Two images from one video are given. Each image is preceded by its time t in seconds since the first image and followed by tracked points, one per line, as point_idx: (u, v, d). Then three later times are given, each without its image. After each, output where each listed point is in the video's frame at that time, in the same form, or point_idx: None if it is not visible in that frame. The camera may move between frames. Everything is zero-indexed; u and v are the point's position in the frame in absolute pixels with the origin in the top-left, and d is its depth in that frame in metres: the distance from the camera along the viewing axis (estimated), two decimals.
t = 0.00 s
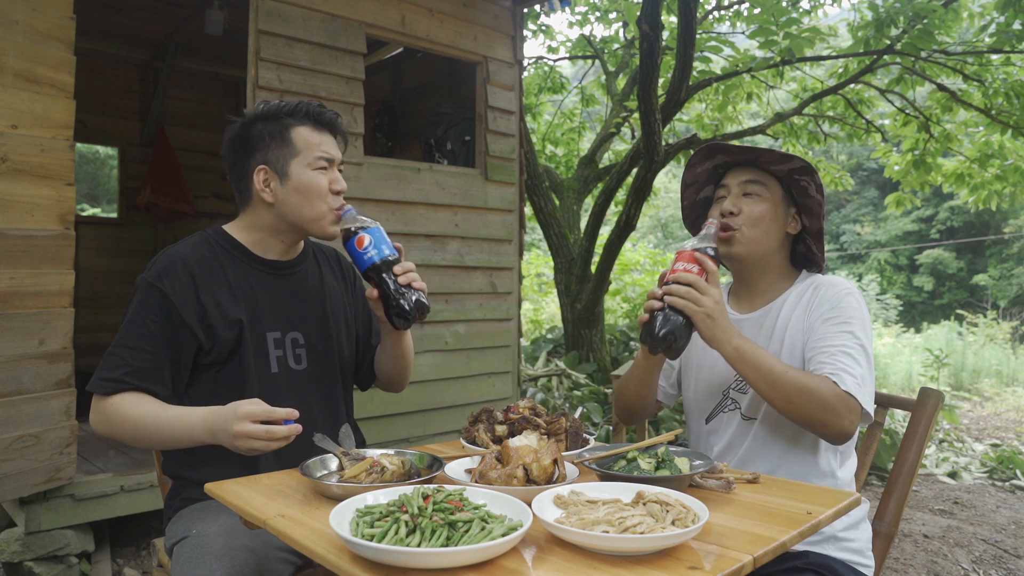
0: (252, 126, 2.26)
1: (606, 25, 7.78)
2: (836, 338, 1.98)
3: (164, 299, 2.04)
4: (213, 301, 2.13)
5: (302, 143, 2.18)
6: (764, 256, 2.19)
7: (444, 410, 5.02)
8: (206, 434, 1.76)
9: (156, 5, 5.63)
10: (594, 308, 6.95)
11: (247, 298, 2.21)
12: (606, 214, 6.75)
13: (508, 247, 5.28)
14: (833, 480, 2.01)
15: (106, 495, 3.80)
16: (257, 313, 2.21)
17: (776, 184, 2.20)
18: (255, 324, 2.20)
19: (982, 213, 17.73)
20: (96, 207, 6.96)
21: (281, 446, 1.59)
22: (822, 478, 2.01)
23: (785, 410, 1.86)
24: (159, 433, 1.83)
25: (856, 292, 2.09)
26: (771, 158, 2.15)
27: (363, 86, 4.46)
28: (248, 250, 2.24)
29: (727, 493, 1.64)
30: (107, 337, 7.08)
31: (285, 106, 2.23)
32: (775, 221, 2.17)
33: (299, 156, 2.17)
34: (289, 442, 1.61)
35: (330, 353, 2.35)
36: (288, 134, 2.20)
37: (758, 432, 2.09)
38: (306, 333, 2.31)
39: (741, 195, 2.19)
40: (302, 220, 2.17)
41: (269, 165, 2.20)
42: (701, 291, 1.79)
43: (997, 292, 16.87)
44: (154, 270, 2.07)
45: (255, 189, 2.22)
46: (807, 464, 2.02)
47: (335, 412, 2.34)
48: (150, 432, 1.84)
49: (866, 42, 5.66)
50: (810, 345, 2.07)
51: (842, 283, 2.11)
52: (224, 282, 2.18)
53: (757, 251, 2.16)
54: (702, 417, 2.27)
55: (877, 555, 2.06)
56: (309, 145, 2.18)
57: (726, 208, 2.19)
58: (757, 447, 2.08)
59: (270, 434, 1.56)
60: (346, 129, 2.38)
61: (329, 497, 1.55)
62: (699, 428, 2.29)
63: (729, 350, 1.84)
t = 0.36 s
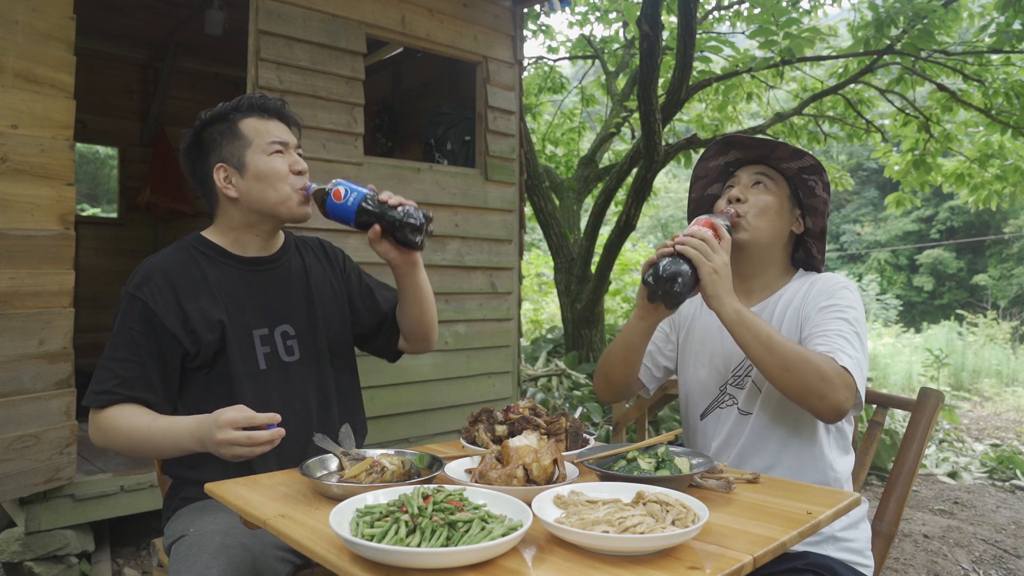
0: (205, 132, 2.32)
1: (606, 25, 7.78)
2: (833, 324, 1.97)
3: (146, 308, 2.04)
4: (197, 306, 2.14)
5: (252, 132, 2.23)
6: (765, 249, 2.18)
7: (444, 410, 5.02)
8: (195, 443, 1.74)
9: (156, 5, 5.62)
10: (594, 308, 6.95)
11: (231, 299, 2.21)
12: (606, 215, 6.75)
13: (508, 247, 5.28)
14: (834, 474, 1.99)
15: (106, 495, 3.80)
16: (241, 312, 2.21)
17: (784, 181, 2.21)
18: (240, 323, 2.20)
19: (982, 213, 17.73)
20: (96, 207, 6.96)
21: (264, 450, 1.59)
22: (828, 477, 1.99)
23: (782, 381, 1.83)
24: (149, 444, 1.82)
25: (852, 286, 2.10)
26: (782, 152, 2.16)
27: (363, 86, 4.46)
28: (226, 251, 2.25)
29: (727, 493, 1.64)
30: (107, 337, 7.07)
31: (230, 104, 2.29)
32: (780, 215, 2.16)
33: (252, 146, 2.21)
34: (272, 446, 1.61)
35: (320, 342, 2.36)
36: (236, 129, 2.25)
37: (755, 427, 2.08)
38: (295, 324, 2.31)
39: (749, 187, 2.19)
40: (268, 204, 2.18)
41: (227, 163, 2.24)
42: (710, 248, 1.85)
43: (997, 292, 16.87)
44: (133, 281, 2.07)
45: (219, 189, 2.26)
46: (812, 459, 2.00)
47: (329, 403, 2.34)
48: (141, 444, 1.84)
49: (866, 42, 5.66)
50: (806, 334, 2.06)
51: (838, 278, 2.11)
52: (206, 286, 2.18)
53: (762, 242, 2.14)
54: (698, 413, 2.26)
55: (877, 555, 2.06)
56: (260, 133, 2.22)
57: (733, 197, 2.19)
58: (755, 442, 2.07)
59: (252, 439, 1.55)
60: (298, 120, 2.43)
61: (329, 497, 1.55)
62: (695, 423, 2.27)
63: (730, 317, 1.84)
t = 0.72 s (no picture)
0: (176, 141, 2.36)
1: (606, 25, 7.78)
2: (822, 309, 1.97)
3: (145, 313, 2.04)
4: (195, 306, 2.13)
5: (222, 128, 2.26)
6: (762, 245, 2.16)
7: (444, 410, 5.02)
8: (201, 447, 1.74)
9: (156, 5, 5.62)
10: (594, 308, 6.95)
11: (229, 297, 2.21)
12: (606, 215, 6.76)
13: (507, 247, 5.28)
14: (835, 467, 1.98)
15: (106, 495, 3.80)
16: (241, 308, 2.22)
17: (784, 182, 2.21)
18: (240, 319, 2.20)
19: (982, 213, 17.72)
20: (96, 207, 6.97)
21: (271, 452, 1.58)
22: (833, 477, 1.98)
23: (765, 346, 1.80)
24: (155, 449, 1.83)
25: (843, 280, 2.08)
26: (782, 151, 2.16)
27: (363, 86, 4.46)
28: (221, 251, 2.25)
29: (727, 493, 1.64)
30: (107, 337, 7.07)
31: (195, 109, 2.32)
32: (779, 212, 2.16)
33: (225, 142, 2.24)
34: (280, 447, 1.61)
35: (321, 332, 2.37)
36: (205, 128, 2.28)
37: (750, 423, 2.08)
38: (295, 317, 2.32)
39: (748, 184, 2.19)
40: (253, 193, 2.20)
41: (205, 164, 2.26)
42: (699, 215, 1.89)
43: (997, 292, 16.87)
44: (130, 287, 2.07)
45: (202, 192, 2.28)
46: (813, 455, 1.99)
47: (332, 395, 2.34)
48: (147, 450, 1.84)
49: (867, 42, 5.66)
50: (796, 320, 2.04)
51: (831, 273, 2.10)
52: (205, 287, 2.18)
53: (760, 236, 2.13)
54: (691, 410, 2.26)
55: (877, 555, 2.06)
56: (229, 127, 2.26)
57: (731, 194, 2.18)
58: (750, 439, 2.07)
59: (257, 441, 1.55)
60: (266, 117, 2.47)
61: (329, 497, 1.55)
62: (688, 421, 2.26)
63: (715, 279, 1.83)
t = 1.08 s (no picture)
0: (165, 147, 2.36)
1: (606, 25, 7.78)
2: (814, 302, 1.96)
3: (145, 313, 2.04)
4: (193, 305, 2.13)
5: (207, 128, 2.26)
6: (761, 242, 2.16)
7: (444, 411, 5.02)
8: (200, 446, 1.74)
9: (156, 5, 5.62)
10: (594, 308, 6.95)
11: (226, 295, 2.21)
12: (606, 214, 6.75)
13: (508, 247, 5.28)
14: (832, 465, 1.98)
15: (106, 495, 3.79)
16: (239, 306, 2.22)
17: (786, 182, 2.21)
18: (240, 317, 2.20)
19: (982, 213, 17.72)
20: (96, 207, 6.97)
21: (271, 450, 1.58)
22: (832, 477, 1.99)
23: (752, 327, 1.79)
24: (154, 449, 1.83)
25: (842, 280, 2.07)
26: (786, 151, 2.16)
27: (363, 86, 4.46)
28: (219, 249, 2.25)
29: (726, 493, 1.64)
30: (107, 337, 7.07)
31: (180, 113, 2.32)
32: (779, 210, 2.16)
33: (211, 141, 2.24)
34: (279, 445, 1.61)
35: (320, 329, 2.37)
36: (191, 130, 2.29)
37: (747, 422, 2.07)
38: (294, 313, 2.32)
39: (751, 181, 2.19)
40: (242, 188, 2.20)
41: (194, 165, 2.27)
42: (694, 195, 1.90)
43: (997, 292, 16.86)
44: (129, 288, 2.06)
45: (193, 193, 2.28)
46: (817, 455, 1.99)
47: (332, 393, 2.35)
48: (146, 450, 1.85)
49: (866, 42, 5.66)
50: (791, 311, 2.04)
51: (828, 272, 2.10)
52: (204, 286, 2.18)
53: (759, 233, 2.13)
54: (687, 405, 2.26)
55: (877, 555, 2.06)
56: (215, 125, 2.26)
57: (732, 191, 2.19)
58: (747, 438, 2.06)
59: (255, 438, 1.55)
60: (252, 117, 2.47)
61: (329, 497, 1.55)
62: (684, 417, 2.26)
63: (706, 258, 1.83)
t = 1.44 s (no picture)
0: (161, 151, 2.37)
1: (606, 25, 7.78)
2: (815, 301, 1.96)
3: (145, 312, 2.04)
4: (194, 304, 2.13)
5: (202, 129, 2.27)
6: (762, 241, 2.16)
7: (444, 411, 5.02)
8: (198, 445, 1.73)
9: (156, 5, 5.62)
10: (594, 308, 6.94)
11: (226, 294, 2.21)
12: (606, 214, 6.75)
13: (507, 247, 5.28)
14: (832, 464, 1.98)
15: (106, 495, 3.80)
16: (239, 304, 2.22)
17: (787, 182, 2.21)
18: (240, 315, 2.20)
19: (982, 213, 17.72)
20: (96, 207, 6.97)
21: (269, 449, 1.58)
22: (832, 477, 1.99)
23: (754, 325, 1.79)
24: (153, 448, 1.83)
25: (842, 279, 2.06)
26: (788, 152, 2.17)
27: (363, 86, 4.47)
28: (218, 248, 2.26)
29: (726, 493, 1.64)
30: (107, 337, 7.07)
31: (174, 116, 2.33)
32: (780, 210, 2.16)
33: (207, 141, 2.24)
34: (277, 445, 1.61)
35: (320, 328, 2.37)
36: (186, 133, 2.29)
37: (747, 421, 2.07)
38: (294, 312, 2.32)
39: (752, 180, 2.19)
40: (238, 186, 2.20)
41: (191, 166, 2.27)
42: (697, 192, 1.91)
43: (997, 292, 16.86)
44: (129, 287, 2.06)
45: (190, 194, 2.28)
46: (817, 454, 2.00)
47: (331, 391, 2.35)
48: (145, 449, 1.84)
49: (866, 42, 5.66)
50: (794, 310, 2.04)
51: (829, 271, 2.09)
52: (204, 285, 2.18)
53: (760, 231, 2.13)
54: (687, 404, 2.25)
55: (877, 556, 2.06)
56: (210, 126, 2.27)
57: (733, 190, 2.19)
58: (747, 437, 2.06)
59: (252, 437, 1.55)
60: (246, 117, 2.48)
61: (329, 497, 1.55)
62: (683, 415, 2.26)
63: (708, 255, 1.83)
